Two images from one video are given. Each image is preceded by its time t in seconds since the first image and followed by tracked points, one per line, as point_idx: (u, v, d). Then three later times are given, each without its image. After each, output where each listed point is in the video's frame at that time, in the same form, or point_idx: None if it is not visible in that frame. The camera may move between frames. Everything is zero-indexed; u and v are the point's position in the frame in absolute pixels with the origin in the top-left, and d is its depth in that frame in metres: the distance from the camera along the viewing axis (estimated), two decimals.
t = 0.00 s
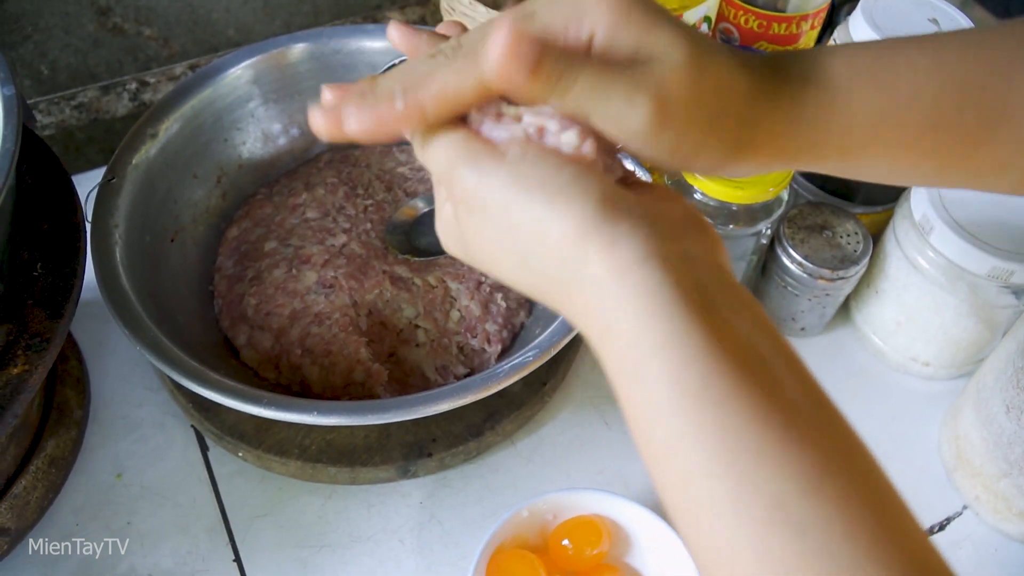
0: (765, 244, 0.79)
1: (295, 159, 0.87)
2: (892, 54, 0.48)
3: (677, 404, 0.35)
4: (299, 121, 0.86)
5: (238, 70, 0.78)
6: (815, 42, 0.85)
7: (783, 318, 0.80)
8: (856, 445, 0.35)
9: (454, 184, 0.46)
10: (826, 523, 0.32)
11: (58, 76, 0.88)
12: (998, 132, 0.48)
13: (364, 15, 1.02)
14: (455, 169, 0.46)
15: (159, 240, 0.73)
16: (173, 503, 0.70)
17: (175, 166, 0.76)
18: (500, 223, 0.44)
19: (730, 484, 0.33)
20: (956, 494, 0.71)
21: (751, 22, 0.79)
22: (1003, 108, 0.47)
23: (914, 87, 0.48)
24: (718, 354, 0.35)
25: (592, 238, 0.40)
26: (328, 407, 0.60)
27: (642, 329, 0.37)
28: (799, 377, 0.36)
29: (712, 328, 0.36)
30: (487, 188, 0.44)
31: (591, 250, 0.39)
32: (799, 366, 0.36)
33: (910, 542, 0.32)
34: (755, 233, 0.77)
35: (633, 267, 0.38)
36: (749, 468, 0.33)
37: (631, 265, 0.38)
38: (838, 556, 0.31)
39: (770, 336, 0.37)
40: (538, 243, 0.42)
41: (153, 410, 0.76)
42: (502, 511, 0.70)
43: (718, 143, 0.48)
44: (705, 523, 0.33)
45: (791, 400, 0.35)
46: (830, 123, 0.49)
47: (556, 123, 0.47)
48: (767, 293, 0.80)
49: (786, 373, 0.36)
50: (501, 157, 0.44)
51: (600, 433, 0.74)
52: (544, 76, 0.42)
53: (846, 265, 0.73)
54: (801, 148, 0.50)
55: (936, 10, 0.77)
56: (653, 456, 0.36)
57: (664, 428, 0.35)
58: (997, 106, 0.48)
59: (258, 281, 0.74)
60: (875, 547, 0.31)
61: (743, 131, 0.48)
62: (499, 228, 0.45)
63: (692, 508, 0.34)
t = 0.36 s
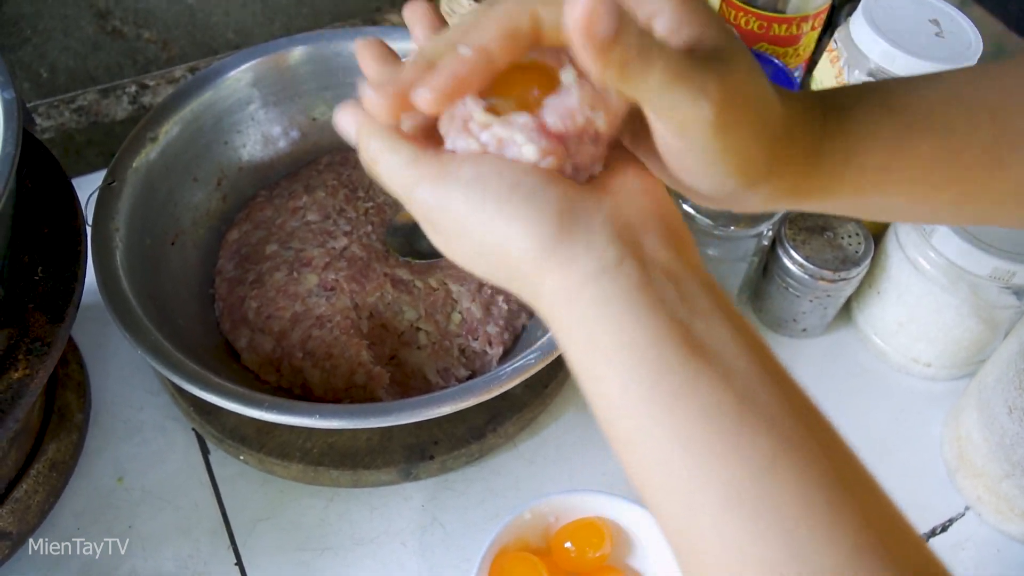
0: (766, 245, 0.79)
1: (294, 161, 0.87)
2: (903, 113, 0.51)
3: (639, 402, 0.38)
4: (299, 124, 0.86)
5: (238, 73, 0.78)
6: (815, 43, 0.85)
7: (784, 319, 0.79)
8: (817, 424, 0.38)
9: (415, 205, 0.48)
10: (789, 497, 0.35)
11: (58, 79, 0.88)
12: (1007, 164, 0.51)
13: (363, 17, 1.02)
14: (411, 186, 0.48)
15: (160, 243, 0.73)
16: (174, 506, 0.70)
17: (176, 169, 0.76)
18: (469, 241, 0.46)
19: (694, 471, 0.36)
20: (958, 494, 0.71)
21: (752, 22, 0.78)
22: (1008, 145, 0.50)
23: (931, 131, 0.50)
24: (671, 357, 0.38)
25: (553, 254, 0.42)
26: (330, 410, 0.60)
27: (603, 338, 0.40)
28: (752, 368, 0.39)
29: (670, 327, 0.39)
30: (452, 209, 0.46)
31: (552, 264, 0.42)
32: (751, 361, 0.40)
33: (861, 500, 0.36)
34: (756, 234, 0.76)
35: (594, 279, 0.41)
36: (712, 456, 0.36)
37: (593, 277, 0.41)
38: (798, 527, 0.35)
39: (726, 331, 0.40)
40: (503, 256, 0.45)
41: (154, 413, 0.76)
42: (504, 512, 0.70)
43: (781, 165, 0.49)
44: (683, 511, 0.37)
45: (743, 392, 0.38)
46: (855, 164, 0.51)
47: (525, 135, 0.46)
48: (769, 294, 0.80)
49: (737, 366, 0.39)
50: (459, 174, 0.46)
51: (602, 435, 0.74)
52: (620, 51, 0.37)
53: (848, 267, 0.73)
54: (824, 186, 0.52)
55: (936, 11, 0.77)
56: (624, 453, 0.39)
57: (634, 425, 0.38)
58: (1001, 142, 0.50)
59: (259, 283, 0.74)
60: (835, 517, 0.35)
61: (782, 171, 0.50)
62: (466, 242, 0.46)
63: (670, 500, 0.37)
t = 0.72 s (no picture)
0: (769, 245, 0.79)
1: (296, 160, 0.87)
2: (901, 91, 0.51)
3: (661, 396, 0.35)
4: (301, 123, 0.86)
5: (241, 71, 0.78)
6: (817, 44, 0.85)
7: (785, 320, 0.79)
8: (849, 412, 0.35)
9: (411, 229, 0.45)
10: (820, 494, 0.32)
11: (59, 78, 0.88)
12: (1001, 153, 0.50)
13: (364, 16, 1.01)
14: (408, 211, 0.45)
15: (161, 242, 0.73)
16: (175, 505, 0.70)
17: (177, 167, 0.76)
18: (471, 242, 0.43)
19: (718, 472, 0.33)
20: (958, 497, 0.71)
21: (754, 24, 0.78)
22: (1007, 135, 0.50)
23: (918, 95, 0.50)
24: (696, 347, 0.35)
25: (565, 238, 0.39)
26: (331, 408, 0.60)
27: (622, 328, 0.37)
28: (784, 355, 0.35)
29: (692, 314, 0.36)
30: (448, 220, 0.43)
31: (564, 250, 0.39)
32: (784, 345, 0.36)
33: (897, 496, 0.33)
34: (759, 235, 0.76)
35: (610, 262, 0.38)
36: (725, 425, 0.33)
37: (610, 262, 0.38)
38: (831, 527, 0.32)
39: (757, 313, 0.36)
40: (509, 255, 0.42)
41: (155, 411, 0.76)
42: (505, 512, 0.70)
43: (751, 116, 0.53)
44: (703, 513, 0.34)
45: (775, 387, 0.34)
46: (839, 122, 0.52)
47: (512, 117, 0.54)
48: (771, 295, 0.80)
49: (768, 358, 0.35)
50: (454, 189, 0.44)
51: (604, 435, 0.74)
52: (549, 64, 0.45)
53: (849, 268, 0.73)
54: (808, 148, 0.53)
55: (940, 13, 0.77)
56: (646, 450, 0.36)
57: (656, 422, 0.35)
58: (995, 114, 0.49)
59: (261, 282, 0.74)
60: (872, 517, 0.32)
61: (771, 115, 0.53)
62: (465, 243, 0.43)
63: (692, 503, 0.34)
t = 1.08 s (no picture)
0: (771, 244, 0.80)
1: (300, 156, 0.87)
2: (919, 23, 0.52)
3: (652, 378, 0.36)
4: (304, 119, 0.86)
5: (245, 67, 0.78)
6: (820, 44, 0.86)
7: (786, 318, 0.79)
8: (851, 407, 0.35)
9: (443, 204, 0.50)
10: (815, 489, 0.32)
11: (62, 73, 0.88)
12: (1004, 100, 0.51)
13: (368, 13, 1.02)
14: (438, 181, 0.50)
15: (165, 237, 0.73)
16: (178, 500, 0.70)
17: (182, 162, 0.76)
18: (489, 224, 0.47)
19: (711, 455, 0.34)
20: (958, 494, 0.71)
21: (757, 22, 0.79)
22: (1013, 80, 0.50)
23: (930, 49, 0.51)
24: (687, 334, 0.36)
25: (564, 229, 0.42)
26: (336, 402, 0.60)
27: (618, 313, 0.38)
28: (784, 346, 0.36)
29: (687, 302, 0.37)
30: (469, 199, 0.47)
31: (565, 238, 0.42)
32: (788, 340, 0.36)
33: (896, 500, 0.32)
34: (760, 234, 0.78)
35: (608, 252, 0.40)
36: (722, 411, 0.34)
37: (607, 252, 0.40)
38: (820, 521, 0.31)
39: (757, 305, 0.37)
40: (520, 237, 0.45)
41: (158, 406, 0.76)
42: (507, 508, 0.70)
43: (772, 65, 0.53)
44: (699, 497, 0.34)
45: (770, 378, 0.35)
46: (851, 66, 0.52)
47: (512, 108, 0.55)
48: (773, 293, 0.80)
49: (765, 349, 0.35)
50: (478, 164, 0.48)
51: (606, 432, 0.74)
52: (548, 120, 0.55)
53: (852, 266, 0.73)
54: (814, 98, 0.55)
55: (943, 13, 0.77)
56: (641, 432, 0.37)
57: (648, 402, 0.36)
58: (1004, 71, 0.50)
59: (264, 277, 0.74)
60: (863, 517, 0.31)
61: (791, 71, 0.53)
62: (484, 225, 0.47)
63: (682, 486, 0.34)
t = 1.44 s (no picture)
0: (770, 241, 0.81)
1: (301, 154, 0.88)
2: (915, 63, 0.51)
3: (714, 365, 0.36)
4: (306, 117, 0.86)
5: (248, 65, 0.78)
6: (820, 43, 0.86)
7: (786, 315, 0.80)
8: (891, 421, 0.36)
9: (472, 172, 0.47)
10: (854, 489, 0.33)
11: (64, 70, 0.88)
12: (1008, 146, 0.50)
13: (369, 12, 1.02)
14: (467, 151, 0.47)
15: (168, 233, 0.74)
16: (180, 495, 0.70)
17: (184, 159, 0.77)
18: (530, 195, 0.45)
19: (761, 450, 0.34)
20: (957, 491, 0.71)
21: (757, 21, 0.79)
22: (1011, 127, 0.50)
23: (914, 65, 0.51)
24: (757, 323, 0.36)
25: (633, 205, 0.40)
26: (337, 398, 0.60)
27: (681, 294, 0.38)
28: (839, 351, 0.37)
29: (756, 295, 0.37)
30: (515, 167, 0.45)
31: (631, 212, 0.41)
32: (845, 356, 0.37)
33: (924, 507, 0.33)
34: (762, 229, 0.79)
35: (677, 233, 0.39)
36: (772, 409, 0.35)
37: (673, 231, 0.39)
38: (855, 520, 0.33)
39: (815, 309, 0.38)
40: (570, 209, 0.44)
41: (161, 402, 0.76)
42: (508, 504, 0.71)
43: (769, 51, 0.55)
44: (738, 486, 0.35)
45: (830, 379, 0.36)
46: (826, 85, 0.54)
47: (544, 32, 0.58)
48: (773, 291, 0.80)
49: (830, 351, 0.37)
50: (517, 132, 0.45)
51: (605, 428, 0.75)
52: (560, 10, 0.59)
53: (851, 264, 0.73)
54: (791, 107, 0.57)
55: (942, 12, 0.77)
56: (686, 420, 0.37)
57: (707, 389, 0.36)
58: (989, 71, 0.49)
59: (267, 274, 0.75)
60: (895, 519, 0.33)
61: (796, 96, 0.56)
62: (523, 195, 0.46)
63: (724, 473, 0.35)
